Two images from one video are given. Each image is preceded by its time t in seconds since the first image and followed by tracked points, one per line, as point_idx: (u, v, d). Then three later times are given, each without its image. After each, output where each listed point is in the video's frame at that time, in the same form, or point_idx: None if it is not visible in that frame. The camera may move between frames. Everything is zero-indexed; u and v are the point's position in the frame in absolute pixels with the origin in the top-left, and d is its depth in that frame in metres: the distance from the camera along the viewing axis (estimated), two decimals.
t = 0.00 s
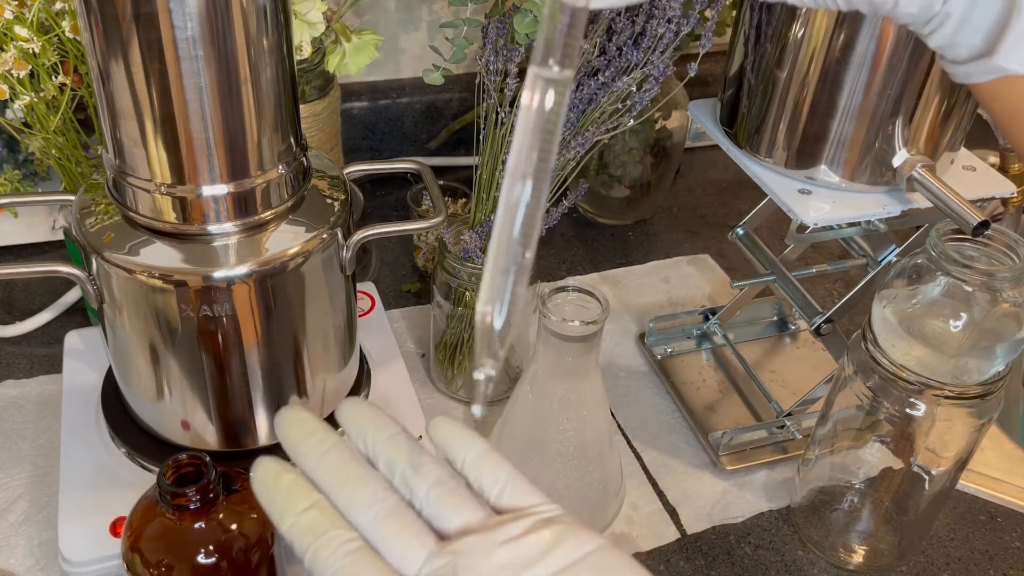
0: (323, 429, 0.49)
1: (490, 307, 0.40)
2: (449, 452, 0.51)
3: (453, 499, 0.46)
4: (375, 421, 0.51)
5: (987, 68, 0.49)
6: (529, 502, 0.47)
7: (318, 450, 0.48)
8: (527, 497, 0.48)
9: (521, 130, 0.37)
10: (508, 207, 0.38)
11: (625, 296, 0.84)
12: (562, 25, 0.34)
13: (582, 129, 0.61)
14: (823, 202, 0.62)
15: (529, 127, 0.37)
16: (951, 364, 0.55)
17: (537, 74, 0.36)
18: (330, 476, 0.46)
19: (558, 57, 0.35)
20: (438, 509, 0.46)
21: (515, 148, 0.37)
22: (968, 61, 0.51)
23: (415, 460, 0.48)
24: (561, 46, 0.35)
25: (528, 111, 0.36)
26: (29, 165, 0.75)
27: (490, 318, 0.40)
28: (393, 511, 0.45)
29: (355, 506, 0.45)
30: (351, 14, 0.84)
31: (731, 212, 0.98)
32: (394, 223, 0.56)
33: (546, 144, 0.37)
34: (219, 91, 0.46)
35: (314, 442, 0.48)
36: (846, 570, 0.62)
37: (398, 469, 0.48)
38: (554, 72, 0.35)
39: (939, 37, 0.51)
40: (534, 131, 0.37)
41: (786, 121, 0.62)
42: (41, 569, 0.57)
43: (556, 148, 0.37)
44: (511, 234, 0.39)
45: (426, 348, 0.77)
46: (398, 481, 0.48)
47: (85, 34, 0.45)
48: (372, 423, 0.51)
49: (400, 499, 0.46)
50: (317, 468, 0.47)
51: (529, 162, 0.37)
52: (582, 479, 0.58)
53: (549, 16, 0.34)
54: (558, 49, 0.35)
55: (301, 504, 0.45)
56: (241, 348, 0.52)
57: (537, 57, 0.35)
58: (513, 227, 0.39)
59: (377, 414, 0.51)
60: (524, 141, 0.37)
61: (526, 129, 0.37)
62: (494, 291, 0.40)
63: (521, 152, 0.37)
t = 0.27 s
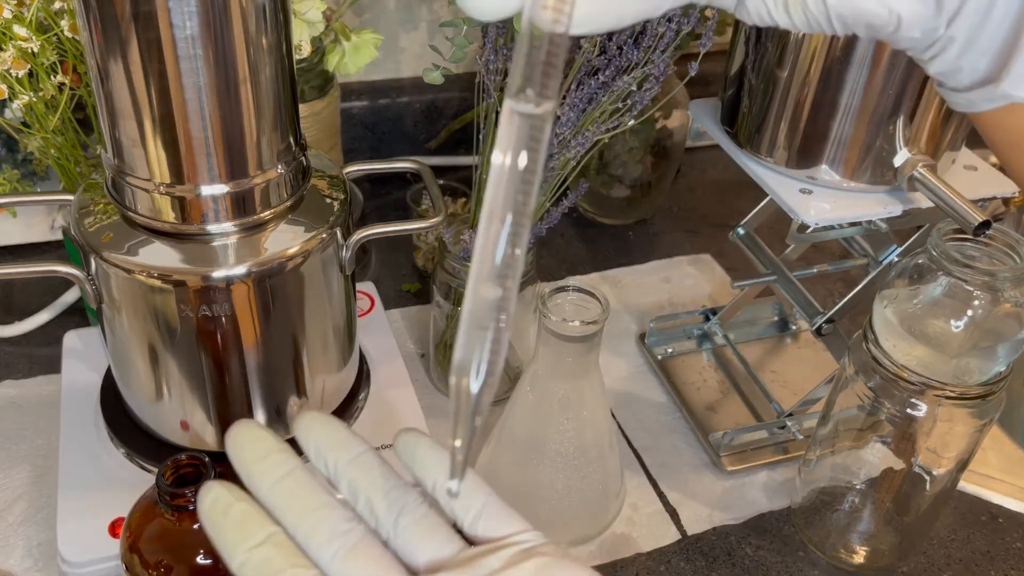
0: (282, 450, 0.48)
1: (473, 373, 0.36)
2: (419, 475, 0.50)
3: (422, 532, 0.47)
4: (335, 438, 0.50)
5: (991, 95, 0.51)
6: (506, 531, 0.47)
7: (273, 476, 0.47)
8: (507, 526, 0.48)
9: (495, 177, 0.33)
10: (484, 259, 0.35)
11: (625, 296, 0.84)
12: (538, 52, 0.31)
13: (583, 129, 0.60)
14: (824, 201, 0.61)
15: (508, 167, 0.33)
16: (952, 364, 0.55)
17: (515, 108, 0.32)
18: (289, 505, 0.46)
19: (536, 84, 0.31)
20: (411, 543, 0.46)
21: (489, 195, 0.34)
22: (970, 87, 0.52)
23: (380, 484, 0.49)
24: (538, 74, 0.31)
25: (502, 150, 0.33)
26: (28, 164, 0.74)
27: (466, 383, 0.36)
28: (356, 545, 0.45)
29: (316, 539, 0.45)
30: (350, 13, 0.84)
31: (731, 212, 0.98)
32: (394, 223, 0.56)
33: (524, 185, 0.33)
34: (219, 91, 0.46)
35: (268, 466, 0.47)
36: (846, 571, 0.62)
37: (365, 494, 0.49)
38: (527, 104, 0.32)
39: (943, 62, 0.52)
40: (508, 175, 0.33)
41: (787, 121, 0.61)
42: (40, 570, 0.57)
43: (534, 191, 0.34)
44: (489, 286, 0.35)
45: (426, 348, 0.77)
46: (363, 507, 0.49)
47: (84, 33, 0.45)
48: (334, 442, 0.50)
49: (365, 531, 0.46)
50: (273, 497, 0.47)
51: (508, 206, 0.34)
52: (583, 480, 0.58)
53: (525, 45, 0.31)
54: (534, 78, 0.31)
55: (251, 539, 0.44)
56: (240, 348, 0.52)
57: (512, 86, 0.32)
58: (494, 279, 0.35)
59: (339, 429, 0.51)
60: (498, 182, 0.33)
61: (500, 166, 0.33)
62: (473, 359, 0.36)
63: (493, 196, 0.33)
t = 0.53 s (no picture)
0: (227, 495, 0.49)
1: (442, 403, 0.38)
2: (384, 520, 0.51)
3: None
4: (284, 479, 0.50)
5: (998, 104, 0.52)
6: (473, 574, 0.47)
7: (218, 522, 0.48)
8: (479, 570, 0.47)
9: (465, 194, 0.36)
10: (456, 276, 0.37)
11: (626, 297, 0.84)
12: (514, 59, 0.34)
13: (583, 128, 0.60)
14: (825, 201, 0.61)
15: (484, 184, 0.35)
16: (953, 364, 0.55)
17: (489, 121, 0.35)
18: (235, 550, 0.47)
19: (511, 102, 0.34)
20: None
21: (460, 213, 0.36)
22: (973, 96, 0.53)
23: (333, 526, 0.48)
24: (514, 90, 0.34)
25: (478, 169, 0.35)
26: (26, 164, 0.74)
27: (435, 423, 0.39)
28: None
29: None
30: (350, 12, 0.84)
31: (732, 212, 0.98)
32: (394, 223, 0.56)
33: (499, 205, 0.36)
34: (218, 89, 0.45)
35: (211, 512, 0.48)
36: (848, 572, 0.61)
37: (316, 536, 0.48)
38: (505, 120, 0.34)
39: (947, 69, 0.52)
40: (483, 192, 0.35)
41: (788, 120, 0.61)
42: (38, 571, 0.56)
43: (511, 207, 0.36)
44: (464, 289, 0.37)
45: (426, 349, 0.77)
46: (317, 550, 0.48)
47: (82, 32, 0.45)
48: (285, 483, 0.50)
49: None
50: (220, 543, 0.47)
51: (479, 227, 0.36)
52: (583, 480, 0.57)
53: (501, 49, 0.34)
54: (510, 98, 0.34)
55: None
56: (239, 349, 0.52)
57: (488, 101, 0.35)
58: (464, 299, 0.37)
59: (290, 470, 0.51)
60: (472, 200, 0.36)
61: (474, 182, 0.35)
62: (440, 383, 0.38)
63: (467, 217, 0.36)
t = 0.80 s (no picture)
0: (217, 495, 0.49)
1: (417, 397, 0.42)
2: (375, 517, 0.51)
3: None
4: (277, 478, 0.51)
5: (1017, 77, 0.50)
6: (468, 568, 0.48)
7: (209, 522, 0.48)
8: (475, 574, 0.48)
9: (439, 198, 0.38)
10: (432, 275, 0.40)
11: (626, 297, 0.83)
12: (495, 29, 0.34)
13: (583, 128, 0.60)
14: (827, 201, 0.61)
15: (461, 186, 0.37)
16: (955, 364, 0.54)
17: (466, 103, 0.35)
18: (226, 551, 0.47)
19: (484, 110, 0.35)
20: None
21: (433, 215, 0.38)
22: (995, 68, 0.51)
23: (327, 528, 0.49)
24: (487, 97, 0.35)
25: (453, 172, 0.37)
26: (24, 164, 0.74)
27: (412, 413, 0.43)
28: None
29: None
30: (349, 11, 0.84)
31: (733, 211, 0.97)
32: (393, 223, 0.56)
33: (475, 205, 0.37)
34: (217, 88, 0.45)
35: (201, 512, 0.48)
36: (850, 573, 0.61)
37: (308, 537, 0.49)
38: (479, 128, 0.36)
39: (966, 37, 0.48)
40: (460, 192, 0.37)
41: (789, 120, 0.61)
42: (36, 572, 0.56)
43: (487, 207, 0.38)
44: (438, 281, 0.40)
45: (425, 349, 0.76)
46: (310, 552, 0.49)
47: (80, 32, 0.45)
48: (277, 482, 0.51)
49: None
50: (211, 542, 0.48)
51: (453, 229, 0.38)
52: (584, 481, 0.57)
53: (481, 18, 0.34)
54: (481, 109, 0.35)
55: None
56: (237, 349, 0.52)
57: (465, 80, 0.35)
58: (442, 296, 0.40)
59: (282, 469, 0.51)
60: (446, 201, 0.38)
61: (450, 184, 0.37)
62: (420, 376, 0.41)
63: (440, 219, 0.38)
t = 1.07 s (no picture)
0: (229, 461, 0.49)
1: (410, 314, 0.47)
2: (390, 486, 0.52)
3: (387, 549, 0.47)
4: (288, 446, 0.51)
5: None
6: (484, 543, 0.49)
7: (220, 487, 0.48)
8: (484, 544, 0.49)
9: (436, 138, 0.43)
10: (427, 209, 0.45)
11: (627, 296, 0.83)
12: None
13: (583, 127, 0.59)
14: (828, 200, 0.61)
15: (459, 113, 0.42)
16: (957, 365, 0.54)
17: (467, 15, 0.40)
18: (238, 519, 0.47)
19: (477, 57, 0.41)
20: (373, 557, 0.47)
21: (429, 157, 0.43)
22: None
23: (339, 496, 0.49)
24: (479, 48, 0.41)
25: (453, 93, 0.42)
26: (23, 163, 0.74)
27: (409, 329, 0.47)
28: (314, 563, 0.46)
29: (267, 553, 0.46)
30: (348, 10, 0.84)
31: (733, 211, 0.97)
32: (392, 222, 0.56)
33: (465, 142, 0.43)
34: (215, 87, 0.45)
35: (213, 477, 0.48)
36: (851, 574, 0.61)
37: (319, 504, 0.49)
38: (471, 71, 0.41)
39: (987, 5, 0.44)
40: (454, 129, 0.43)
41: (790, 119, 0.61)
42: (35, 573, 0.56)
43: (482, 123, 0.43)
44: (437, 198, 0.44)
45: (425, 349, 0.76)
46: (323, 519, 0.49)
47: (79, 31, 0.44)
48: (288, 450, 0.51)
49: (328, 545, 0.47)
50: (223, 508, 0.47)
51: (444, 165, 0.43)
52: (584, 482, 0.57)
53: None
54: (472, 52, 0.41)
55: (199, 553, 0.45)
56: (236, 349, 0.51)
57: None
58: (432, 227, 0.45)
59: (293, 436, 0.51)
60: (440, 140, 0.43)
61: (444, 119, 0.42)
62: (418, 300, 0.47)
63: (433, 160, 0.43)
